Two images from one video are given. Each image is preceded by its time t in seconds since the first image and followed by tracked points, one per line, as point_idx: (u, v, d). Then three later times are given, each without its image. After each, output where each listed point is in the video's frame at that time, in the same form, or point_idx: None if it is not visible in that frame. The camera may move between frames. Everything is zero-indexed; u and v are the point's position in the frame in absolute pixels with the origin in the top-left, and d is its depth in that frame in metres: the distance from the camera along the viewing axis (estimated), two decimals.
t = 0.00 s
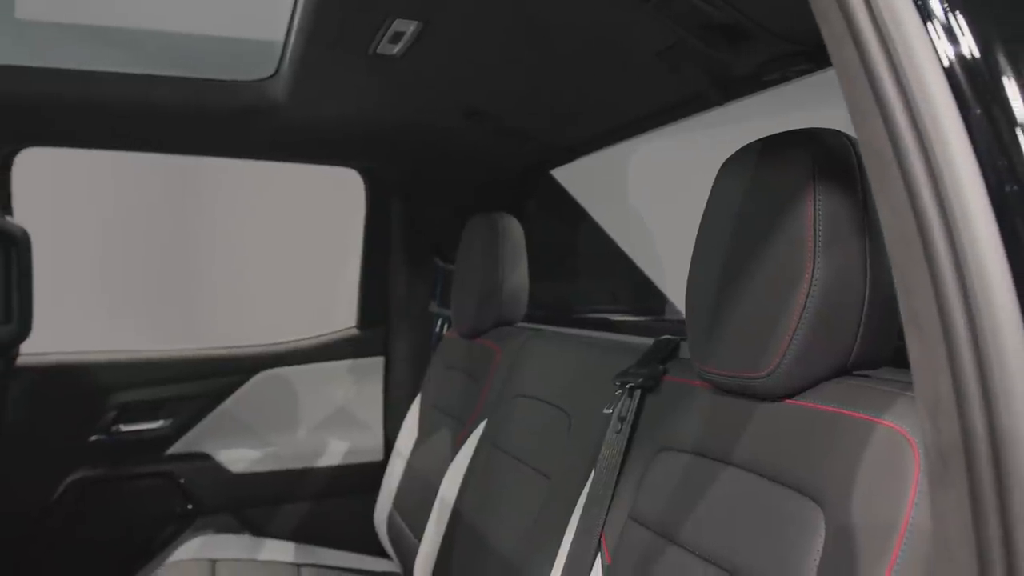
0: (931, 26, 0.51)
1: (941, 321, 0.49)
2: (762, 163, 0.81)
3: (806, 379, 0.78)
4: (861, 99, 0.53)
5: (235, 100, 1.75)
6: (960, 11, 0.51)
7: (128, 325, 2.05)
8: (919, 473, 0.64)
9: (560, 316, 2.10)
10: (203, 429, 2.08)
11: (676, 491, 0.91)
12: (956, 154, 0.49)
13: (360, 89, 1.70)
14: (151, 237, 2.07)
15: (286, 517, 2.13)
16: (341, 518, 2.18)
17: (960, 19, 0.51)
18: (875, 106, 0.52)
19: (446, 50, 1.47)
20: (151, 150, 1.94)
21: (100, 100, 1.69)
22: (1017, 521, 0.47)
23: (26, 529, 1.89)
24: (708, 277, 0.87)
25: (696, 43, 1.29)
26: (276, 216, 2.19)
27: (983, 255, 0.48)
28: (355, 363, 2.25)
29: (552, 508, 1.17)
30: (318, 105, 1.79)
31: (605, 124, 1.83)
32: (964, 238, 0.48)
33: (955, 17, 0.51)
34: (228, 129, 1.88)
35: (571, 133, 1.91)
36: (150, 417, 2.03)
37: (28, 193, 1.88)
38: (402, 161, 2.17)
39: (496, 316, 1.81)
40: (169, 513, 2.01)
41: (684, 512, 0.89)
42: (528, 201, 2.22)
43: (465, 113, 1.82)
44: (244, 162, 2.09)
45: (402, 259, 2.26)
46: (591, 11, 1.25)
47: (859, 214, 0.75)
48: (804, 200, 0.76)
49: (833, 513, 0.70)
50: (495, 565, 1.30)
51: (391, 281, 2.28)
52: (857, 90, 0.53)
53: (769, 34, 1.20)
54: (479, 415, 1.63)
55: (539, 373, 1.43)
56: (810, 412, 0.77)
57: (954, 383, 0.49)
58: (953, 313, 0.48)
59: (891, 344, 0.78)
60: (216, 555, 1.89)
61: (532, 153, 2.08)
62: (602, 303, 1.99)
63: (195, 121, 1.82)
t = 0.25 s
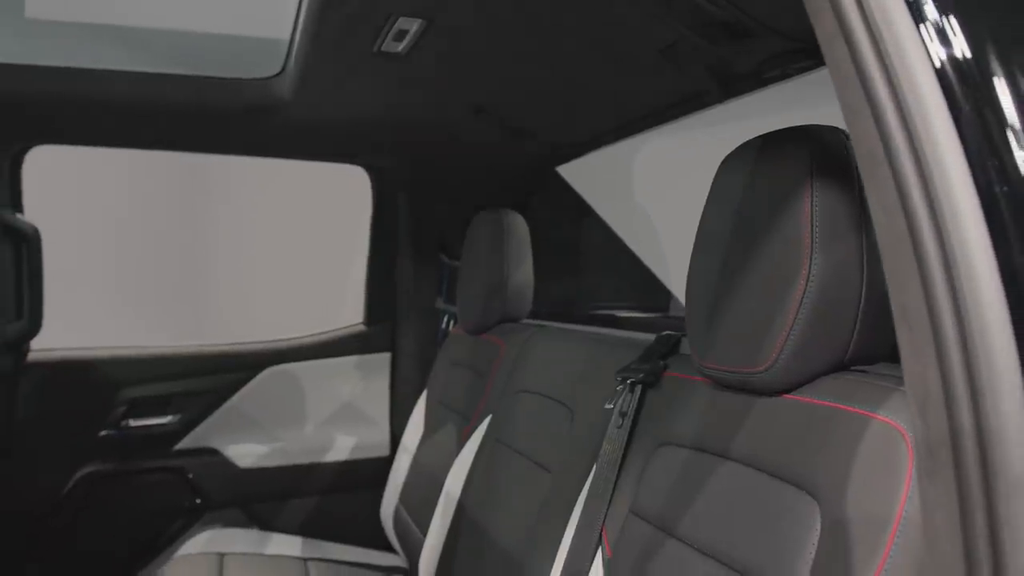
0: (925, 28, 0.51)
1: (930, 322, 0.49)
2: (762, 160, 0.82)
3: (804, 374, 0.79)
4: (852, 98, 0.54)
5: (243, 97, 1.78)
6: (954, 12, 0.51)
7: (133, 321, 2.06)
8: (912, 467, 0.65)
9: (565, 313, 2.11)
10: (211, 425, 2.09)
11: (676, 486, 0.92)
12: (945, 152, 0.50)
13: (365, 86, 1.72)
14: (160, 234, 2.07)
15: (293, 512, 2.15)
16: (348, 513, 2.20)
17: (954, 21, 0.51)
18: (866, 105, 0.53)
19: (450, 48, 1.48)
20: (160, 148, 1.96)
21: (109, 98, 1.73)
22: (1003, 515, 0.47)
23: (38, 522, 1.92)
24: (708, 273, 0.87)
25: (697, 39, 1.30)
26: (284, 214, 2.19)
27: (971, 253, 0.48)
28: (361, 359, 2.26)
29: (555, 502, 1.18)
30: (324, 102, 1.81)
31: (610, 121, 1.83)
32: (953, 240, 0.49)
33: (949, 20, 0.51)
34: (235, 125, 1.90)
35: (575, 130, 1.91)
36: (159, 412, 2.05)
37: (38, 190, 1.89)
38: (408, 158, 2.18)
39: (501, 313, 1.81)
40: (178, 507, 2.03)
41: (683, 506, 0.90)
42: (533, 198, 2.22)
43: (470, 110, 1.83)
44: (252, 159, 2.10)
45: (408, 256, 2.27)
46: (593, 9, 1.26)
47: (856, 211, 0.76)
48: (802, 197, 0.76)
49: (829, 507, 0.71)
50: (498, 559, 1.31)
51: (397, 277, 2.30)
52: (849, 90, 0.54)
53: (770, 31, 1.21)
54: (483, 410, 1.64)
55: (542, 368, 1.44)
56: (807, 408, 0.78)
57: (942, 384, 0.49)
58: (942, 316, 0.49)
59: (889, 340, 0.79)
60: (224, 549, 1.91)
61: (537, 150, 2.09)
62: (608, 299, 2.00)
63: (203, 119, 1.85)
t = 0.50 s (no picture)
0: (921, 28, 0.52)
1: (925, 318, 0.50)
2: (762, 155, 0.82)
3: (805, 368, 0.79)
4: (850, 94, 0.54)
5: (251, 94, 1.80)
6: (950, 11, 0.52)
7: (143, 317, 2.07)
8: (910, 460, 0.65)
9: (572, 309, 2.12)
10: (220, 419, 2.12)
11: (678, 479, 0.93)
12: (939, 148, 0.50)
13: (372, 84, 1.73)
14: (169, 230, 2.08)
15: (301, 507, 2.16)
16: (356, 507, 2.22)
17: (950, 21, 0.51)
18: (863, 101, 0.53)
19: (456, 45, 1.49)
20: (169, 143, 1.97)
21: (119, 95, 1.74)
22: (995, 505, 0.48)
23: (49, 515, 1.95)
24: (709, 267, 0.88)
25: (700, 35, 1.30)
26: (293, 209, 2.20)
27: (964, 247, 0.49)
28: (369, 354, 2.27)
29: (559, 495, 1.19)
30: (331, 98, 1.82)
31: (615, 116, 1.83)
32: (948, 237, 0.49)
33: (945, 19, 0.51)
34: (243, 122, 1.91)
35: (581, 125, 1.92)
36: (169, 406, 2.07)
37: (53, 187, 1.91)
38: (415, 154, 2.19)
39: (507, 308, 1.82)
40: (188, 500, 2.05)
41: (685, 499, 0.91)
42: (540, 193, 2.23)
43: (476, 106, 1.84)
44: (261, 154, 2.11)
45: (415, 252, 2.28)
46: (596, 5, 1.27)
47: (857, 205, 0.76)
48: (803, 191, 0.77)
49: (829, 499, 0.72)
50: (503, 552, 1.32)
51: (404, 273, 2.31)
52: (846, 86, 0.55)
53: (772, 27, 1.21)
54: (490, 404, 1.65)
55: (548, 362, 1.45)
56: (807, 400, 0.78)
57: (937, 379, 0.50)
58: (936, 313, 0.49)
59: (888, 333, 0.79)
60: (233, 542, 1.94)
61: (543, 146, 2.09)
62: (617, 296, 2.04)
63: (212, 116, 1.87)
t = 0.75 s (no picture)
0: (919, 24, 0.52)
1: (921, 314, 0.50)
2: (764, 148, 0.83)
3: (805, 359, 0.80)
4: (848, 89, 0.55)
5: (257, 89, 1.80)
6: (948, 7, 0.53)
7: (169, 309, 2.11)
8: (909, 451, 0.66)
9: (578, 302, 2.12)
10: (227, 413, 2.13)
11: (680, 470, 0.94)
12: (935, 142, 0.50)
13: (378, 78, 1.74)
14: (179, 223, 2.10)
15: (309, 498, 2.18)
16: (363, 499, 2.23)
17: (948, 16, 0.52)
18: (860, 95, 0.54)
19: (461, 39, 1.49)
20: (177, 138, 1.99)
21: (128, 91, 1.76)
22: (987, 494, 0.49)
23: (61, 506, 1.97)
24: (710, 260, 0.88)
25: (704, 27, 1.30)
26: (302, 203, 2.21)
27: (960, 239, 0.49)
28: (376, 347, 2.28)
29: (564, 485, 1.20)
30: (338, 92, 1.83)
31: (620, 109, 1.84)
32: (944, 232, 0.50)
33: (943, 15, 0.52)
34: (251, 116, 1.92)
35: (587, 119, 1.92)
36: (178, 398, 2.09)
37: (63, 183, 1.93)
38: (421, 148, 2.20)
39: (513, 302, 1.82)
40: (197, 492, 2.08)
41: (687, 489, 0.92)
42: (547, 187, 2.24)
43: (483, 100, 1.85)
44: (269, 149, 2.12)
45: (422, 245, 2.29)
46: None
47: (857, 197, 0.77)
48: (804, 183, 0.77)
49: (827, 488, 0.72)
50: (507, 542, 1.33)
51: (411, 265, 2.32)
52: (844, 81, 0.55)
53: (775, 19, 1.21)
54: (495, 396, 1.66)
55: (553, 355, 1.45)
56: (807, 391, 0.79)
57: (932, 373, 0.50)
58: (932, 309, 0.50)
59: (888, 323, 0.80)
60: (242, 533, 1.96)
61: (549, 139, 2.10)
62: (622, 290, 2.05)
63: (219, 110, 1.89)
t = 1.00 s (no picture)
0: (915, 18, 0.52)
1: (914, 308, 0.51)
2: (764, 139, 0.83)
3: (803, 347, 0.81)
4: (843, 80, 0.55)
5: (262, 83, 1.84)
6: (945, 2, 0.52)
7: (172, 303, 2.11)
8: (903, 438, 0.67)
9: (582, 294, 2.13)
10: (232, 404, 2.15)
11: (679, 459, 0.95)
12: (928, 131, 0.51)
13: (381, 71, 1.75)
14: (189, 218, 2.10)
15: (314, 489, 2.20)
16: (368, 489, 2.25)
17: (945, 10, 0.52)
18: (855, 86, 0.54)
19: (463, 31, 1.50)
20: (182, 131, 2.00)
21: (136, 82, 1.79)
22: (976, 475, 0.49)
23: (69, 496, 1.99)
24: (711, 250, 0.89)
25: (705, 18, 1.31)
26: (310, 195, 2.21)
27: (952, 227, 0.50)
28: (381, 339, 2.30)
29: (565, 475, 1.21)
30: (342, 84, 1.84)
31: (622, 101, 1.84)
32: (937, 226, 0.50)
33: (940, 9, 0.52)
34: (255, 109, 1.93)
35: (590, 111, 1.93)
36: (184, 390, 2.11)
37: (70, 176, 1.94)
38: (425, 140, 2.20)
39: (516, 293, 1.84)
40: (203, 482, 2.10)
41: (687, 477, 0.92)
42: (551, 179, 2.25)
43: (486, 92, 1.85)
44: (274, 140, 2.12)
45: (426, 237, 2.30)
46: None
47: (856, 186, 0.77)
48: (802, 172, 0.78)
49: (824, 475, 0.73)
50: (509, 530, 1.34)
51: (416, 257, 2.33)
52: (840, 72, 0.56)
53: (775, 10, 1.22)
54: (499, 387, 1.67)
55: (555, 346, 1.46)
56: (805, 379, 0.80)
57: (925, 366, 0.51)
58: (925, 302, 0.51)
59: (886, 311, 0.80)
60: (247, 523, 1.97)
61: (553, 131, 2.10)
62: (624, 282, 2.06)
63: (224, 103, 1.90)
